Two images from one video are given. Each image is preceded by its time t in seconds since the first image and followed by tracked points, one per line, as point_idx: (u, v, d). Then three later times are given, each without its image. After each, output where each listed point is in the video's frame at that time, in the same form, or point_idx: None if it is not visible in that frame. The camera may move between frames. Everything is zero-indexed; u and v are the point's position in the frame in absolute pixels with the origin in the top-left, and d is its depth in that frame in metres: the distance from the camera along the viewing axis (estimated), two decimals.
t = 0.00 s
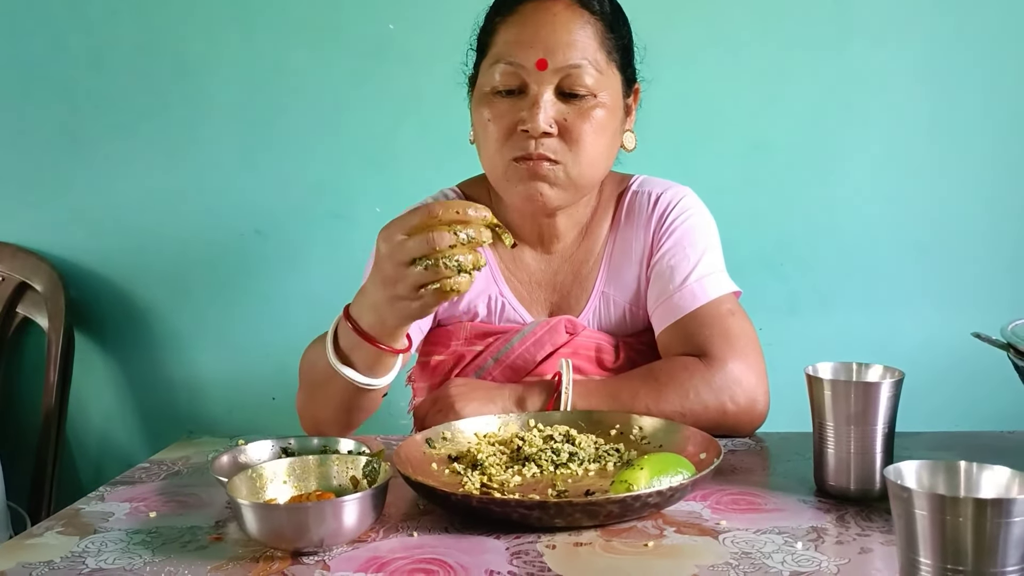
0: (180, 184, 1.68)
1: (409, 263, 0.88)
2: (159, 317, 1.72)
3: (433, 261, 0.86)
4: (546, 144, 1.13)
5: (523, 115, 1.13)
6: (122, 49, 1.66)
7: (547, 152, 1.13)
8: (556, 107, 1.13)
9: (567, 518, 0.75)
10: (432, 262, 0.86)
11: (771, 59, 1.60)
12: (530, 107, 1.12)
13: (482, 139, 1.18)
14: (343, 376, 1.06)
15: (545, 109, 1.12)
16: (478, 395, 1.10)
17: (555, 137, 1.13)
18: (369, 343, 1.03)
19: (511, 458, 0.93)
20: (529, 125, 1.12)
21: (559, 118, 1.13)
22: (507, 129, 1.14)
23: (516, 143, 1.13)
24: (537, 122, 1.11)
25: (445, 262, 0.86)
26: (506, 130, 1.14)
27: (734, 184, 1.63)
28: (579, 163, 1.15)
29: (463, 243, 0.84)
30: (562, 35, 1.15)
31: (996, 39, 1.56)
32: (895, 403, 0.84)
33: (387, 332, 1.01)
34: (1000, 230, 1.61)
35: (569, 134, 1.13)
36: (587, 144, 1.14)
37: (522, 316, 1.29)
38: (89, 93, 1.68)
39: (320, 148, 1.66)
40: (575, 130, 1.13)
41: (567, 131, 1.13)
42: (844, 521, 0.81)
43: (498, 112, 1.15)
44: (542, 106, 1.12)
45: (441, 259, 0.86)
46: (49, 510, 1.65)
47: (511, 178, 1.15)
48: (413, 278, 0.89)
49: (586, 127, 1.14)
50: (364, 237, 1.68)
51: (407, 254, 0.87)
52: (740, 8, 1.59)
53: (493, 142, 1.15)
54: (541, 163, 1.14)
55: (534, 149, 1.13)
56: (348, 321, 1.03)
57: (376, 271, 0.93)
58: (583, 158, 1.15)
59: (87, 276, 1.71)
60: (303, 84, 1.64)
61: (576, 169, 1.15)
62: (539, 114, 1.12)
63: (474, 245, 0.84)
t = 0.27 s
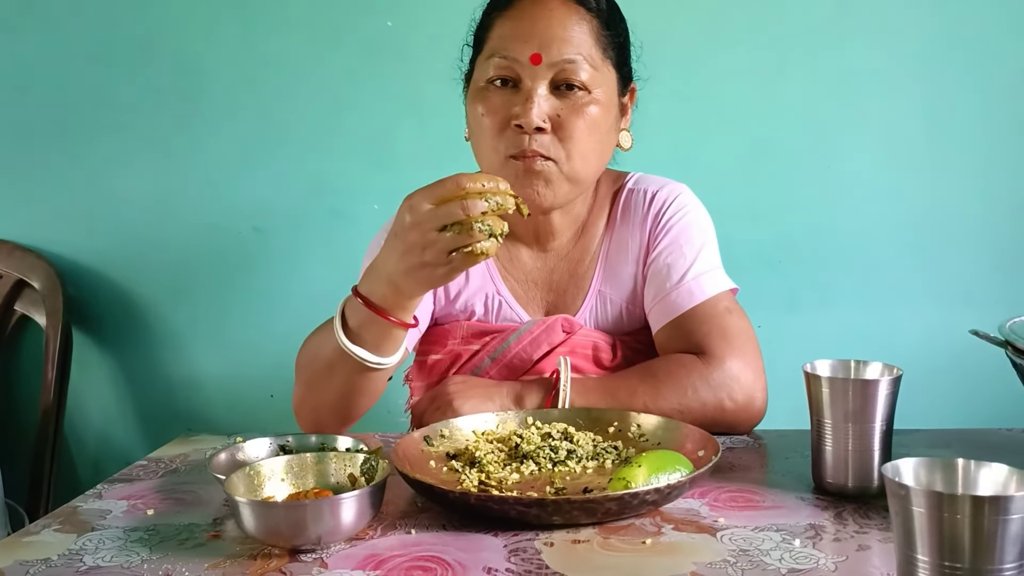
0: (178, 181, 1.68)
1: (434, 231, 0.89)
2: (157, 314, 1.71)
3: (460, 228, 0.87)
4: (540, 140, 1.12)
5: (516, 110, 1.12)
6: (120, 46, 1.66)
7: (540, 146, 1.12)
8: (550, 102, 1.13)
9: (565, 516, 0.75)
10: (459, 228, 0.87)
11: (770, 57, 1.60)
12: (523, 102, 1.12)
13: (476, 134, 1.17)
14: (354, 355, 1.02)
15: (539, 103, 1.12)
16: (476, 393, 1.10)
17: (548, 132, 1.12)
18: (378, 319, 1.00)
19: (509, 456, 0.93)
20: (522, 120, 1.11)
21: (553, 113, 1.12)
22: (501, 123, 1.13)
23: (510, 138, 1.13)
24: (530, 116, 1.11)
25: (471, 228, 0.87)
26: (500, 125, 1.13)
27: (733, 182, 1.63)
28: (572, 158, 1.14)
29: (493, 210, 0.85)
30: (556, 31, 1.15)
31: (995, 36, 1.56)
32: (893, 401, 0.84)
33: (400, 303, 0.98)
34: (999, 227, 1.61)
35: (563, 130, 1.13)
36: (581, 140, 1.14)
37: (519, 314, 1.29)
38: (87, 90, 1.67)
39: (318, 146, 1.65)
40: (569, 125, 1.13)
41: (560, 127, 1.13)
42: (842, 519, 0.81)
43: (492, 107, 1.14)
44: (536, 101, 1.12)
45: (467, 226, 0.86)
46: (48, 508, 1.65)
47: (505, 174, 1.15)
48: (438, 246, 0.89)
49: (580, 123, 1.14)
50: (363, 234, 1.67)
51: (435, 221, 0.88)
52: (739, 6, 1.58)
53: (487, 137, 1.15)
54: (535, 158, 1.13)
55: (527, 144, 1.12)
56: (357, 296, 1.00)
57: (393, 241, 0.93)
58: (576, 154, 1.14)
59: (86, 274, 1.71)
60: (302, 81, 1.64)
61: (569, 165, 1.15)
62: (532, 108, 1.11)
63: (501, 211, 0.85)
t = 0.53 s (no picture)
0: (177, 177, 1.68)
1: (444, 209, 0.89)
2: (157, 310, 1.71)
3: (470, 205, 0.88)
4: (530, 133, 1.11)
5: (507, 104, 1.12)
6: (120, 41, 1.65)
7: (530, 141, 1.11)
8: (542, 96, 1.12)
9: (564, 510, 0.75)
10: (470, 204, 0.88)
11: (770, 52, 1.59)
12: (515, 96, 1.11)
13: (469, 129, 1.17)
14: (360, 339, 1.03)
15: (530, 97, 1.11)
16: (476, 388, 1.10)
17: (539, 125, 1.12)
18: (384, 300, 0.99)
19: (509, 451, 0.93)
20: (513, 113, 1.10)
21: (544, 107, 1.12)
22: (493, 117, 1.13)
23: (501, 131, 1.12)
24: (520, 110, 1.10)
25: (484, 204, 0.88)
26: (492, 119, 1.13)
27: (733, 178, 1.63)
28: (563, 153, 1.13)
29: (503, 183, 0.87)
30: (549, 26, 1.15)
31: (996, 31, 1.56)
32: (893, 396, 0.83)
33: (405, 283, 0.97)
34: (999, 223, 1.60)
35: (554, 123, 1.12)
36: (572, 134, 1.13)
37: (518, 310, 1.29)
38: (86, 85, 1.67)
39: (318, 141, 1.65)
40: (560, 120, 1.12)
41: (551, 120, 1.12)
42: (842, 513, 0.81)
43: (483, 101, 1.14)
44: (526, 96, 1.11)
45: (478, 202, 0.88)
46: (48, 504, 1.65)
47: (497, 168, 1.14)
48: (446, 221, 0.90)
49: (572, 117, 1.13)
50: (363, 231, 1.67)
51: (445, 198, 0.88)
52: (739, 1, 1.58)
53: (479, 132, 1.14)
54: (526, 152, 1.12)
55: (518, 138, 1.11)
56: (359, 280, 0.99)
57: (399, 223, 0.92)
58: (567, 148, 1.14)
59: (85, 270, 1.71)
60: (301, 76, 1.64)
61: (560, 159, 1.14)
62: (523, 102, 1.10)
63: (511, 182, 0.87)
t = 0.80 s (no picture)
0: (177, 176, 1.68)
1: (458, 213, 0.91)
2: (157, 310, 1.71)
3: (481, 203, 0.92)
4: (523, 132, 1.11)
5: (498, 103, 1.12)
6: (121, 40, 1.65)
7: (522, 138, 1.12)
8: (533, 95, 1.12)
9: (564, 510, 0.75)
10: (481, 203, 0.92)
11: (770, 52, 1.59)
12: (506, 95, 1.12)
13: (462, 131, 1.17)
14: (371, 335, 1.03)
15: (521, 96, 1.11)
16: (476, 388, 1.10)
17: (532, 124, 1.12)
18: (387, 294, 0.99)
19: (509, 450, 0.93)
20: (505, 113, 1.10)
21: (536, 106, 1.12)
22: (485, 117, 1.13)
23: (494, 131, 1.12)
24: (512, 109, 1.10)
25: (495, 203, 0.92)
26: (485, 119, 1.13)
27: (733, 178, 1.63)
28: (556, 150, 1.14)
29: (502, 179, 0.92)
30: (537, 24, 1.15)
31: (996, 31, 1.56)
32: (892, 396, 0.84)
33: (409, 275, 0.97)
34: (999, 223, 1.60)
35: (546, 121, 1.12)
36: (564, 132, 1.13)
37: (517, 310, 1.29)
38: (86, 84, 1.67)
39: (318, 141, 1.65)
40: (552, 117, 1.12)
41: (543, 118, 1.12)
42: (841, 513, 0.81)
43: (475, 101, 1.14)
44: (518, 94, 1.12)
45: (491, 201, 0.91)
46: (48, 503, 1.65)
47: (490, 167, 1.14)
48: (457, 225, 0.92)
49: (564, 115, 1.13)
50: (363, 230, 1.67)
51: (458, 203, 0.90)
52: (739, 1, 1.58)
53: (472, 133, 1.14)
54: (519, 151, 1.12)
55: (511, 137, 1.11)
56: (362, 277, 0.99)
57: (406, 226, 0.92)
58: (560, 145, 1.14)
59: (85, 269, 1.71)
60: (302, 76, 1.64)
61: (553, 157, 1.14)
62: (515, 101, 1.11)
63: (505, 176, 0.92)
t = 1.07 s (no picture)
0: (177, 178, 1.68)
1: (486, 219, 0.92)
2: (157, 311, 1.72)
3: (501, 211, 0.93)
4: (523, 132, 1.12)
5: (497, 105, 1.12)
6: (121, 42, 1.66)
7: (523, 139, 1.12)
8: (530, 94, 1.12)
9: (564, 512, 0.75)
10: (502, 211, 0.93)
11: (770, 55, 1.60)
12: (504, 96, 1.12)
13: (462, 136, 1.17)
14: (381, 336, 1.03)
15: (519, 97, 1.12)
16: (476, 390, 1.10)
17: (531, 124, 1.12)
18: (395, 294, 0.99)
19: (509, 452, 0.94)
20: (504, 114, 1.11)
21: (534, 105, 1.12)
22: (484, 120, 1.13)
23: (494, 134, 1.12)
24: (511, 110, 1.10)
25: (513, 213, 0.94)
26: (484, 122, 1.13)
27: (733, 180, 1.64)
28: (557, 148, 1.14)
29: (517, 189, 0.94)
30: (530, 24, 1.15)
31: (995, 35, 1.56)
32: (891, 399, 0.84)
33: (416, 274, 0.97)
34: (998, 226, 1.61)
35: (545, 121, 1.12)
36: (563, 129, 1.13)
37: (517, 313, 1.30)
38: (86, 86, 1.67)
39: (318, 143, 1.65)
40: (551, 115, 1.12)
41: (542, 118, 1.12)
42: (840, 515, 0.82)
43: (473, 105, 1.14)
44: (515, 94, 1.12)
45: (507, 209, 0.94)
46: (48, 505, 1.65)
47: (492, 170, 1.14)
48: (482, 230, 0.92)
49: (562, 112, 1.13)
50: (362, 232, 1.68)
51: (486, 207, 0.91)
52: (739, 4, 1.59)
53: (472, 137, 1.15)
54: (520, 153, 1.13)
55: (511, 139, 1.12)
56: (368, 278, 0.99)
57: (426, 228, 0.92)
58: (561, 144, 1.14)
59: (85, 271, 1.71)
60: (302, 78, 1.64)
61: (553, 156, 1.14)
62: (513, 102, 1.11)
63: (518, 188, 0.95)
